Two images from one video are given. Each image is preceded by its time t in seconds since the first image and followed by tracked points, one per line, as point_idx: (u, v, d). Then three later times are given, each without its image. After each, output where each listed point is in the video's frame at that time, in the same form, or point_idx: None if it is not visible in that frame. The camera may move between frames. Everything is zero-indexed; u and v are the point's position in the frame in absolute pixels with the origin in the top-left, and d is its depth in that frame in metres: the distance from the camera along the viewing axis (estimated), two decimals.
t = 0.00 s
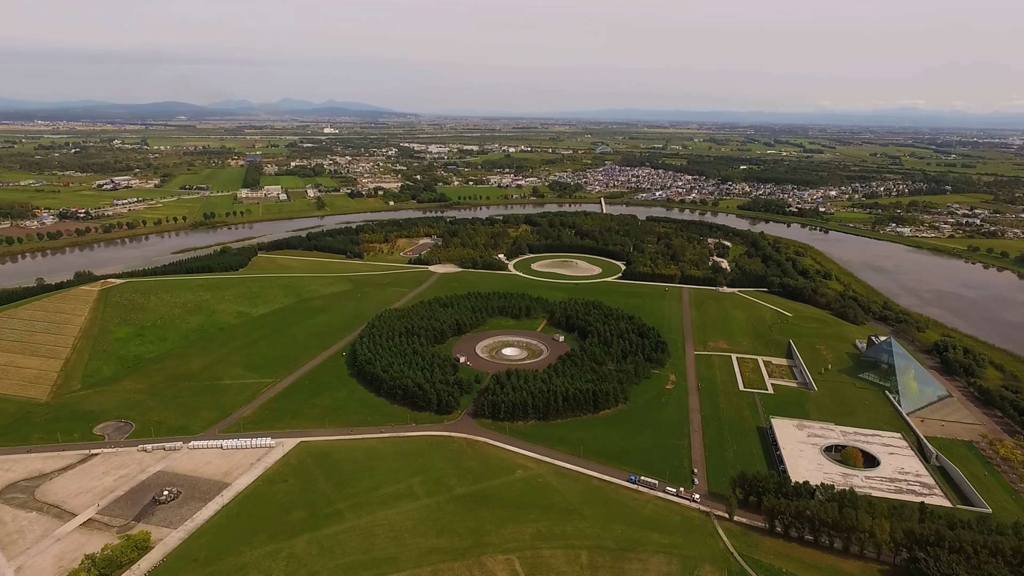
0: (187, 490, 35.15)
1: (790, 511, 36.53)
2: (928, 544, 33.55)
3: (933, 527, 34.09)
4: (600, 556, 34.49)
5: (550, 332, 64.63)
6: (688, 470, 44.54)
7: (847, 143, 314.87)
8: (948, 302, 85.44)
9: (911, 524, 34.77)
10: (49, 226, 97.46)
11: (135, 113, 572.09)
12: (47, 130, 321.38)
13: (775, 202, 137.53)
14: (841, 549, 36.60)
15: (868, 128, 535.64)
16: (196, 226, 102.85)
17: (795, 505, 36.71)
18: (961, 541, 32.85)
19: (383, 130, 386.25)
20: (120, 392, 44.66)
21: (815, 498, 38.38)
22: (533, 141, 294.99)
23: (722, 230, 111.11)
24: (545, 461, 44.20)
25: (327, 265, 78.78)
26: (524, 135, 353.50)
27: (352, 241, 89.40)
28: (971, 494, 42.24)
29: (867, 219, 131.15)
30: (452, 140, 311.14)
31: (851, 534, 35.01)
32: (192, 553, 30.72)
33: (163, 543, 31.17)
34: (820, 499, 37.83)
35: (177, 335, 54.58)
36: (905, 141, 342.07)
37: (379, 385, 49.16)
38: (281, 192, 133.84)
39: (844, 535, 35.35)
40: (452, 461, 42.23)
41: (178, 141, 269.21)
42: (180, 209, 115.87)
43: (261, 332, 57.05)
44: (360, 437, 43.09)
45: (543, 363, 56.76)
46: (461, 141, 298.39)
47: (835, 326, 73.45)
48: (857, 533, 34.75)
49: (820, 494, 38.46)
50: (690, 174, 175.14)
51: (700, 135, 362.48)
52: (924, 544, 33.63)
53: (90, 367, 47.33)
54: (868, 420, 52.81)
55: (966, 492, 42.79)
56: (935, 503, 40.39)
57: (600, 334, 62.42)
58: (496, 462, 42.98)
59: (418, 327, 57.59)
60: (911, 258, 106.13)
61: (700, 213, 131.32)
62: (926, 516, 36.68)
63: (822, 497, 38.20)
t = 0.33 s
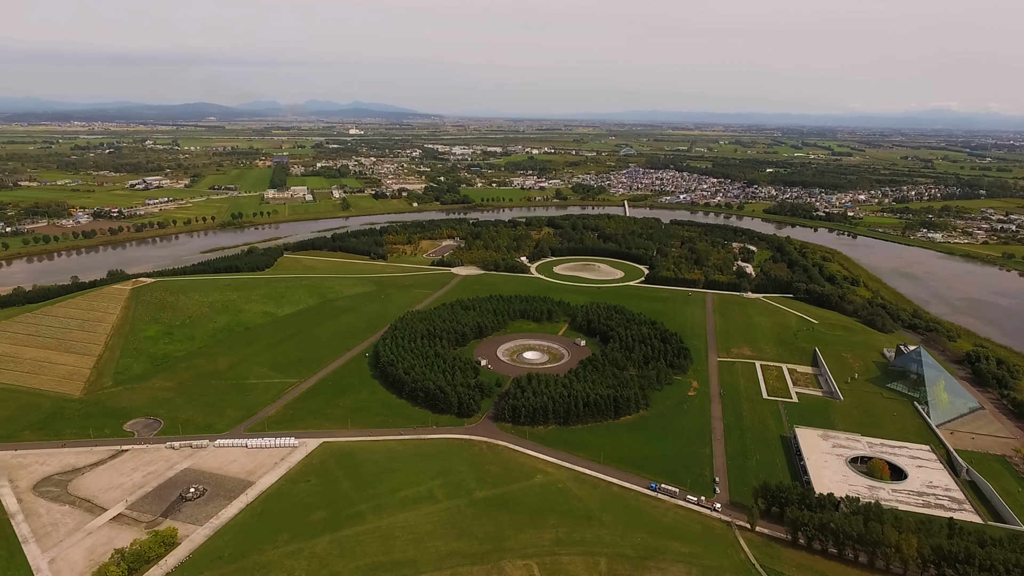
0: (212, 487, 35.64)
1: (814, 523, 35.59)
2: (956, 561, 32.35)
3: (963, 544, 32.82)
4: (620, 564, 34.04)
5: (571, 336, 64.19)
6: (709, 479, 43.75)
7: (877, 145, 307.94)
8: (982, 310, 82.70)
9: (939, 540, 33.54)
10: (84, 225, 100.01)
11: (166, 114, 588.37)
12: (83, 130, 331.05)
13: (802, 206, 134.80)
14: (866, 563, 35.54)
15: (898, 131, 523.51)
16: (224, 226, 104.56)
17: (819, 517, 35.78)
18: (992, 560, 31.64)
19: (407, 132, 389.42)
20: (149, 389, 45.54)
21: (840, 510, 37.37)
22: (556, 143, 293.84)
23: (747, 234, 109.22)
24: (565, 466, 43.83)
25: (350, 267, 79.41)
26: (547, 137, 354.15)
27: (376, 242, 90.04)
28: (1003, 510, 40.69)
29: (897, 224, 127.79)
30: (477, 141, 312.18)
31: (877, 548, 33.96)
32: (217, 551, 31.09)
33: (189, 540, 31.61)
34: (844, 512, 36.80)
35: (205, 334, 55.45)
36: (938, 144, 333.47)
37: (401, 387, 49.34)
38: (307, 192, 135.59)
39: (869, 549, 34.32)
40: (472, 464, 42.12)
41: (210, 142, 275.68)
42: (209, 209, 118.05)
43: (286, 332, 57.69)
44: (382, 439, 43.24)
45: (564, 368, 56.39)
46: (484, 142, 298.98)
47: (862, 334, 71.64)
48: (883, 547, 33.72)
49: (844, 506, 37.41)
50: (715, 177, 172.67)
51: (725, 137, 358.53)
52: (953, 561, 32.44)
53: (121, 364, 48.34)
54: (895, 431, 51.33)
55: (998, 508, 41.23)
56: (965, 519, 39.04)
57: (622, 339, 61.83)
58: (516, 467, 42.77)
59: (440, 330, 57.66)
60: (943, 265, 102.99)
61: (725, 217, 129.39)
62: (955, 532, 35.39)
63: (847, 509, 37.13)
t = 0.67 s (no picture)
0: (237, 486, 36.05)
1: (838, 536, 34.65)
2: None
3: (994, 563, 31.52)
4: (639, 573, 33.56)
5: (593, 340, 63.68)
6: (731, 488, 42.96)
7: (907, 149, 300.06)
8: (1017, 320, 79.87)
9: (969, 558, 32.29)
10: (117, 225, 102.37)
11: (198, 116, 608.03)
12: (117, 131, 339.83)
13: (830, 211, 131.93)
14: None
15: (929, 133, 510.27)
16: (251, 226, 106.25)
17: (843, 531, 34.83)
18: None
19: (431, 134, 391.43)
20: (177, 387, 46.36)
21: (864, 524, 36.31)
22: (579, 145, 292.27)
23: (773, 239, 107.31)
24: (584, 472, 43.45)
25: (373, 268, 79.93)
26: (571, 139, 354.30)
27: (399, 244, 90.54)
28: None
29: (929, 230, 124.24)
30: (501, 143, 312.99)
31: (903, 565, 32.87)
32: (241, 549, 31.43)
33: (214, 537, 32.01)
34: (869, 526, 35.74)
35: (231, 334, 56.29)
36: (972, 148, 324.46)
37: (422, 389, 49.44)
38: (332, 193, 137.01)
39: (895, 565, 33.23)
40: (492, 468, 41.99)
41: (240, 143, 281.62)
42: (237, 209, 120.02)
43: (310, 332, 58.25)
44: (403, 441, 43.37)
45: (585, 373, 55.98)
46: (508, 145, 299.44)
47: (891, 343, 69.75)
48: (909, 563, 32.55)
49: (869, 520, 36.35)
50: (740, 180, 169.88)
51: (751, 140, 353.73)
52: None
53: (150, 363, 49.26)
54: (924, 444, 49.80)
55: None
56: (996, 537, 37.60)
57: (644, 345, 61.17)
58: (536, 472, 42.52)
59: (461, 333, 57.67)
60: (976, 273, 99.78)
61: (750, 221, 127.34)
62: (986, 550, 34.08)
63: (872, 523, 36.07)
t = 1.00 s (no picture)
0: (260, 486, 36.40)
1: (862, 550, 33.70)
2: None
3: None
4: None
5: (613, 346, 63.14)
6: (752, 498, 42.14)
7: (937, 152, 291.98)
8: None
9: None
10: (147, 225, 104.54)
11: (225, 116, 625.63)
12: (147, 132, 347.49)
13: (857, 216, 129.13)
14: None
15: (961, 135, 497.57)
16: (277, 227, 107.75)
17: (867, 545, 33.83)
18: None
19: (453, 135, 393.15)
20: (203, 386, 47.04)
21: (889, 538, 35.28)
22: (601, 148, 290.59)
23: (798, 244, 105.37)
24: (603, 479, 43.03)
25: (395, 270, 80.41)
26: (594, 140, 354.18)
27: (421, 246, 90.96)
28: None
29: (959, 235, 120.76)
30: (523, 145, 313.20)
31: None
32: (263, 548, 31.71)
33: (237, 536, 32.36)
34: (894, 540, 34.71)
35: (256, 334, 56.98)
36: (1006, 151, 315.64)
37: (442, 392, 49.52)
38: (355, 195, 138.28)
39: None
40: (511, 473, 41.81)
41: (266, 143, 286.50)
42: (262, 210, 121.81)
43: (332, 334, 58.68)
44: (423, 444, 43.41)
45: (604, 378, 55.50)
46: (530, 146, 299.14)
47: (919, 352, 67.91)
48: None
49: (894, 534, 35.31)
50: (765, 184, 167.26)
51: (777, 143, 349.55)
52: None
53: (177, 362, 50.06)
54: (952, 457, 48.30)
55: None
56: None
57: (665, 351, 60.50)
58: (555, 477, 42.22)
59: (482, 336, 57.60)
60: (1009, 281, 96.67)
61: (775, 226, 125.24)
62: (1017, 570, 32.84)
63: (897, 537, 35.03)
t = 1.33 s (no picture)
0: (285, 485, 36.78)
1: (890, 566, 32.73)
2: None
3: None
4: None
5: (637, 351, 62.46)
6: (777, 509, 41.19)
7: (974, 156, 282.90)
8: None
9: None
10: (179, 225, 106.83)
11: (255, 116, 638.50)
12: (180, 133, 356.58)
13: (889, 221, 125.68)
14: None
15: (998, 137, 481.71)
16: (304, 228, 109.19)
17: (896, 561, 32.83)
18: None
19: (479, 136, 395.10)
20: (231, 385, 47.80)
21: (919, 554, 34.19)
22: (627, 150, 288.26)
23: (827, 250, 103.01)
24: (625, 486, 42.51)
25: (419, 272, 80.76)
26: (620, 143, 352.77)
27: (446, 248, 91.22)
28: None
29: (997, 242, 116.59)
30: (548, 147, 312.53)
31: None
32: (288, 547, 32.01)
33: (262, 535, 32.71)
34: (924, 557, 33.65)
35: (283, 334, 57.72)
36: None
37: (465, 396, 49.53)
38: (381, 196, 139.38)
39: None
40: (533, 478, 41.57)
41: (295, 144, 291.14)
42: (290, 210, 123.61)
43: (357, 335, 59.14)
44: (446, 447, 43.43)
45: (628, 384, 54.90)
46: (555, 148, 298.50)
47: (952, 362, 65.71)
48: None
49: (924, 551, 34.22)
50: (793, 188, 164.01)
51: (807, 146, 342.88)
52: None
53: (206, 360, 50.93)
54: (986, 472, 46.60)
55: None
56: None
57: (689, 357, 59.62)
58: (577, 483, 41.84)
59: (505, 340, 57.46)
60: None
61: (803, 230, 122.72)
62: None
63: (927, 553, 33.96)
